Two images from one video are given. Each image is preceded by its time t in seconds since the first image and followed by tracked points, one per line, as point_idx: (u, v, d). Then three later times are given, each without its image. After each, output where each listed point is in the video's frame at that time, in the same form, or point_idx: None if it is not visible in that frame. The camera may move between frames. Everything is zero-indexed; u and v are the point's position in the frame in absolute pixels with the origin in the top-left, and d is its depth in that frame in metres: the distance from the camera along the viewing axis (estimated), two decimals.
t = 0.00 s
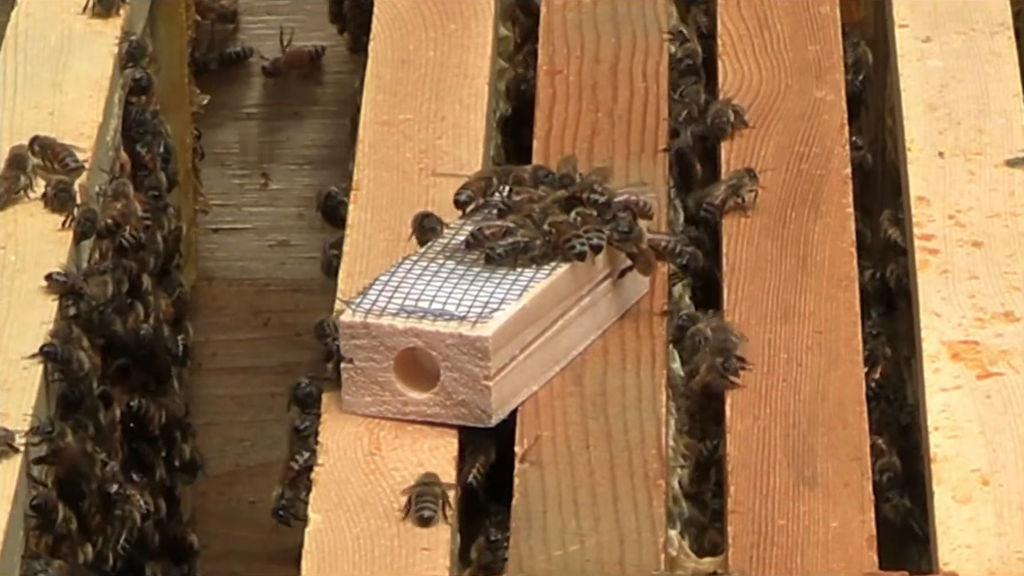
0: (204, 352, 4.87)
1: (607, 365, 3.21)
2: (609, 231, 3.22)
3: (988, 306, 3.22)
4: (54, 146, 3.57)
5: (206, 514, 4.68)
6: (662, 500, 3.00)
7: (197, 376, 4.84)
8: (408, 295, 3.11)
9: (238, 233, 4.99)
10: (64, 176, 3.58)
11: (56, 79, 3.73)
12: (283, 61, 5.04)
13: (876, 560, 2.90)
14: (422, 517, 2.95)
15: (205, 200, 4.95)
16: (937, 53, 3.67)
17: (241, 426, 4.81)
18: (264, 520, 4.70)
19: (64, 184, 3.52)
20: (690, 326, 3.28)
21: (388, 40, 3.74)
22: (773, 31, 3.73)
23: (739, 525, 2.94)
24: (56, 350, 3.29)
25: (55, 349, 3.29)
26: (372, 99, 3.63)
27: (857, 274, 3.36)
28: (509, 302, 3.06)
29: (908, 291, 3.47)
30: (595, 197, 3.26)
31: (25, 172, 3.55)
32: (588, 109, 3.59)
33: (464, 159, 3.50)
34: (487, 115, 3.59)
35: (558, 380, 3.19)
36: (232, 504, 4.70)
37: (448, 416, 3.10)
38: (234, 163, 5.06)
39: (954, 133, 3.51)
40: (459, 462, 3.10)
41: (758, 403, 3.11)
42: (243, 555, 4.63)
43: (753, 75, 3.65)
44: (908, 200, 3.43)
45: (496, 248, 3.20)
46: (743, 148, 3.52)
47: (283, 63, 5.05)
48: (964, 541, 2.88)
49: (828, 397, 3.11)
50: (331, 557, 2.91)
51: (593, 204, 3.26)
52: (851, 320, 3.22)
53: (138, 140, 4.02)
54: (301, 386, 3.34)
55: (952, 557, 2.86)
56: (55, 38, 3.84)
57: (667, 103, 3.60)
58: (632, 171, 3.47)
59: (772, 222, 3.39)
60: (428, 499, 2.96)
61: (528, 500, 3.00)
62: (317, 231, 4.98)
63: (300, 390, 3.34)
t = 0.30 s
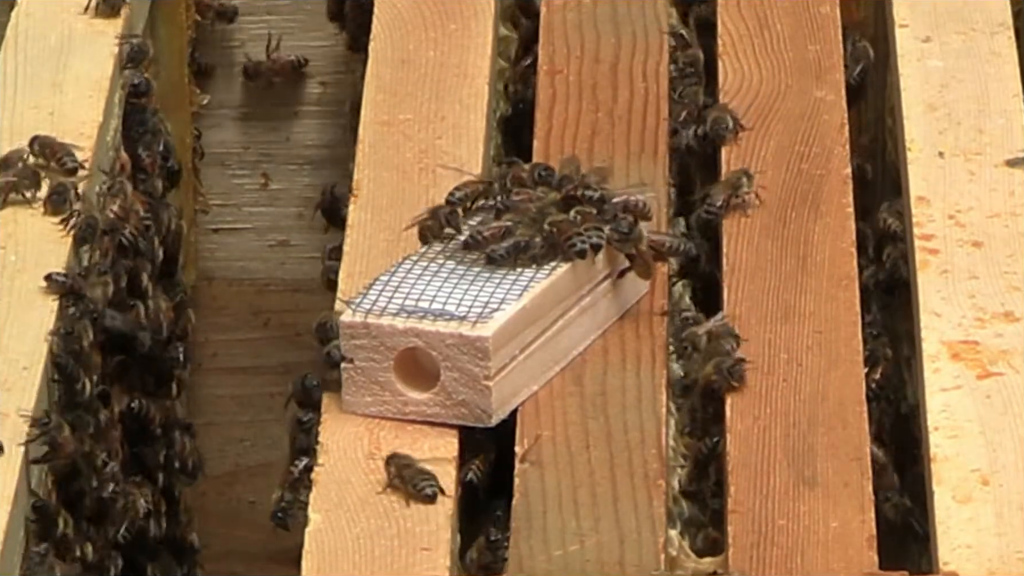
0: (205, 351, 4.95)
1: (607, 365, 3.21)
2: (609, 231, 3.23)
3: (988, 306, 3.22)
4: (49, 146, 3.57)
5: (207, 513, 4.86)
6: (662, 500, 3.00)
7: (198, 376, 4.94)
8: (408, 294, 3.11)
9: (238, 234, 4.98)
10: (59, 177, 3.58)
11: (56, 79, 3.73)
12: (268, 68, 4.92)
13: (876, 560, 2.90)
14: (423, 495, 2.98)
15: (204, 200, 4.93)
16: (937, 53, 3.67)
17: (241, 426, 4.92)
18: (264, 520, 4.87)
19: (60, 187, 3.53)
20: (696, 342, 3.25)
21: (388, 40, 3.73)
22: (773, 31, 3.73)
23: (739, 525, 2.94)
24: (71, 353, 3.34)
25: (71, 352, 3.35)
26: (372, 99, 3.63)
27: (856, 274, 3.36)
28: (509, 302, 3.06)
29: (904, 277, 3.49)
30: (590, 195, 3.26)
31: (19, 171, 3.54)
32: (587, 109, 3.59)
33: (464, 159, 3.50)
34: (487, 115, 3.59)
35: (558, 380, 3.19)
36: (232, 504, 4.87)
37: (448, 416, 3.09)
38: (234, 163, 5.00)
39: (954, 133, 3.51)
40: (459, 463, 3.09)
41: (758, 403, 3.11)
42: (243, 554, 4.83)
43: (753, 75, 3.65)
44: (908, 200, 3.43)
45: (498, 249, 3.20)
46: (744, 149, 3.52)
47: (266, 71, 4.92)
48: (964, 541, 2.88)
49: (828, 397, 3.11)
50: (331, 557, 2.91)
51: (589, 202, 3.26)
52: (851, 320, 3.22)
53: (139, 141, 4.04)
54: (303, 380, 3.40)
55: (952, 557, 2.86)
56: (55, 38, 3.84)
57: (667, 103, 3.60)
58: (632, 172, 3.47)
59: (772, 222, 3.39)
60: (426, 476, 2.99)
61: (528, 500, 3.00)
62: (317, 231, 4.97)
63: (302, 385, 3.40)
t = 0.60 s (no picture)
0: (205, 352, 4.97)
1: (607, 365, 3.22)
2: (609, 231, 3.23)
3: (988, 306, 3.22)
4: (49, 148, 3.57)
5: (207, 513, 4.91)
6: (662, 500, 3.00)
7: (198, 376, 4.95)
8: (408, 294, 3.11)
9: (238, 234, 4.98)
10: (59, 179, 3.57)
11: (56, 79, 3.73)
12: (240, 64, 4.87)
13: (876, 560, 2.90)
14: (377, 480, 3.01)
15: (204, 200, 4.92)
16: (937, 53, 3.67)
17: (241, 426, 4.95)
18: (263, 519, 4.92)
19: (60, 189, 3.53)
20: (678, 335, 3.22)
21: (388, 40, 3.73)
22: (773, 31, 3.73)
23: (739, 525, 2.94)
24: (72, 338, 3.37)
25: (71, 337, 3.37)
26: (372, 99, 3.63)
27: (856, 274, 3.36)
28: (509, 302, 3.06)
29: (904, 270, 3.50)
30: (589, 195, 3.26)
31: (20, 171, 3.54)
32: (587, 109, 3.59)
33: (464, 159, 3.50)
34: (487, 115, 3.59)
35: (558, 380, 3.19)
36: (232, 504, 4.92)
37: (448, 416, 3.09)
38: (234, 163, 4.98)
39: (954, 133, 3.51)
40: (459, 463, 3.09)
41: (758, 403, 3.11)
42: (243, 554, 4.89)
43: (753, 75, 3.65)
44: (908, 200, 3.43)
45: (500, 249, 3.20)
46: (744, 148, 3.52)
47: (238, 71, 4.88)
48: (964, 541, 2.88)
49: (828, 397, 3.11)
50: (331, 557, 2.91)
51: (589, 202, 3.26)
52: (851, 320, 3.22)
53: (139, 142, 4.05)
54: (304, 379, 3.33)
55: (952, 557, 2.86)
56: (55, 38, 3.84)
57: (667, 103, 3.60)
58: (632, 173, 3.47)
59: (772, 222, 3.39)
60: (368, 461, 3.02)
61: (528, 500, 3.00)
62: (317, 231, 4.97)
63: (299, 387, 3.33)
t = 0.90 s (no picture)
0: (205, 351, 5.00)
1: (607, 365, 3.22)
2: (609, 230, 3.23)
3: (988, 306, 3.22)
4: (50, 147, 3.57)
5: (207, 512, 4.98)
6: (662, 500, 3.00)
7: (198, 376, 4.99)
8: (408, 294, 3.11)
9: (238, 234, 4.99)
10: (59, 178, 3.56)
11: (56, 79, 3.73)
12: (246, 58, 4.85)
13: (876, 560, 2.90)
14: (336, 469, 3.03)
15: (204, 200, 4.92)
16: (937, 53, 3.67)
17: (241, 426, 4.99)
18: (262, 519, 4.99)
19: (63, 189, 3.53)
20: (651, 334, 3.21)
21: (388, 40, 3.73)
22: (773, 30, 3.73)
23: (739, 525, 2.94)
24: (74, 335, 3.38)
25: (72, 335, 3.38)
26: (372, 99, 3.63)
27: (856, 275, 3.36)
28: (509, 302, 3.06)
29: (904, 267, 3.49)
30: (591, 194, 3.26)
31: (24, 171, 3.55)
32: (587, 109, 3.59)
33: (464, 158, 3.50)
34: (487, 115, 3.59)
35: (559, 380, 3.19)
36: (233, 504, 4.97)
37: (448, 416, 3.09)
38: (234, 163, 4.96)
39: (954, 133, 3.51)
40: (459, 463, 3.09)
41: (758, 402, 3.11)
42: (243, 554, 4.97)
43: (753, 75, 3.65)
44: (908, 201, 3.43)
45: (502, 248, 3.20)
46: (744, 148, 3.52)
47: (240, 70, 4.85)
48: (964, 541, 2.88)
49: (828, 397, 3.11)
50: (331, 557, 2.91)
51: (591, 201, 3.26)
52: (851, 320, 3.22)
53: (139, 142, 4.06)
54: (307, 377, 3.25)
55: (952, 557, 2.86)
56: (55, 38, 3.84)
57: (667, 103, 3.60)
58: (631, 173, 3.47)
59: (772, 222, 3.39)
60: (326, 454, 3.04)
61: (528, 500, 3.00)
62: (316, 231, 4.98)
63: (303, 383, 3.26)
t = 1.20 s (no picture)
0: (205, 351, 5.02)
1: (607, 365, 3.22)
2: (609, 229, 3.24)
3: (988, 306, 3.22)
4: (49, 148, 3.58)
5: (206, 513, 5.00)
6: (663, 500, 2.99)
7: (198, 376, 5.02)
8: (408, 294, 3.11)
9: (238, 234, 4.99)
10: (63, 182, 3.55)
11: (56, 79, 3.73)
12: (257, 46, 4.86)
13: (876, 560, 2.90)
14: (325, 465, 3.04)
15: (204, 200, 4.91)
16: (937, 53, 3.67)
17: (241, 426, 5.01)
18: (263, 519, 5.00)
19: (64, 194, 3.51)
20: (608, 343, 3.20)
21: (388, 40, 3.73)
22: (773, 30, 3.73)
23: (739, 525, 2.94)
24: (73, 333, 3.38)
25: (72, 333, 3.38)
26: (372, 99, 3.62)
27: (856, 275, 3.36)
28: (509, 302, 3.06)
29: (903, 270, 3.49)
30: (589, 195, 3.28)
31: (30, 172, 3.53)
32: (587, 109, 3.59)
33: (464, 159, 3.50)
34: (487, 115, 3.59)
35: (558, 380, 3.20)
36: (232, 504, 5.00)
37: (448, 416, 3.09)
38: (234, 163, 4.95)
39: (954, 133, 3.51)
40: (459, 463, 3.09)
41: (759, 402, 3.11)
42: (243, 554, 5.00)
43: (753, 76, 3.65)
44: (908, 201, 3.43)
45: (503, 248, 3.20)
46: (743, 147, 3.52)
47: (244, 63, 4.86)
48: (964, 541, 2.88)
49: (828, 397, 3.11)
50: (331, 557, 2.91)
51: (590, 201, 3.28)
52: (851, 320, 3.22)
53: (139, 141, 4.03)
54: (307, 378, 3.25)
55: (952, 557, 2.86)
56: (55, 38, 3.84)
57: (667, 103, 3.60)
58: (631, 173, 3.47)
59: (772, 222, 3.39)
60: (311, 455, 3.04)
61: (528, 500, 3.00)
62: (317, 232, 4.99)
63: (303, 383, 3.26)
